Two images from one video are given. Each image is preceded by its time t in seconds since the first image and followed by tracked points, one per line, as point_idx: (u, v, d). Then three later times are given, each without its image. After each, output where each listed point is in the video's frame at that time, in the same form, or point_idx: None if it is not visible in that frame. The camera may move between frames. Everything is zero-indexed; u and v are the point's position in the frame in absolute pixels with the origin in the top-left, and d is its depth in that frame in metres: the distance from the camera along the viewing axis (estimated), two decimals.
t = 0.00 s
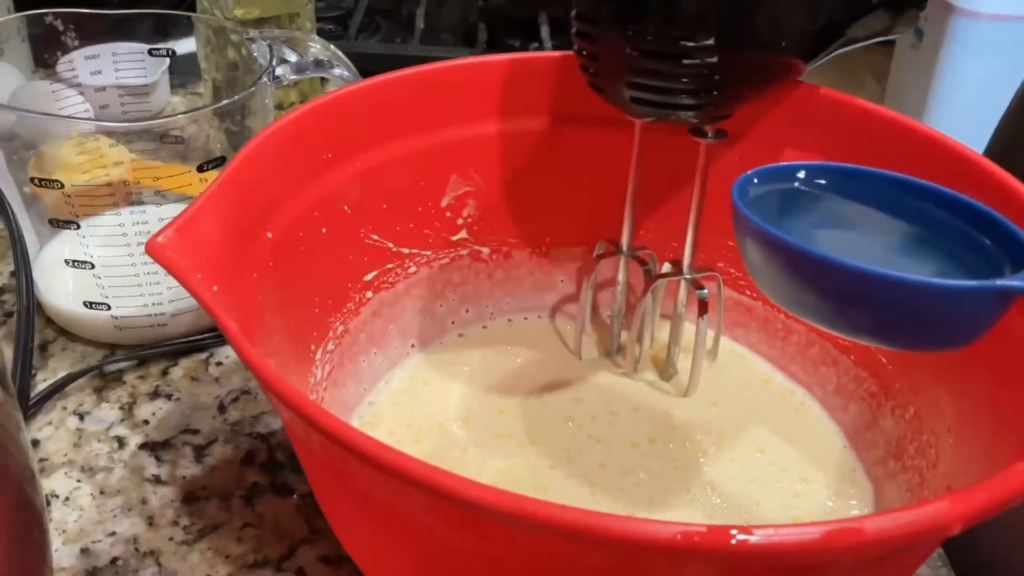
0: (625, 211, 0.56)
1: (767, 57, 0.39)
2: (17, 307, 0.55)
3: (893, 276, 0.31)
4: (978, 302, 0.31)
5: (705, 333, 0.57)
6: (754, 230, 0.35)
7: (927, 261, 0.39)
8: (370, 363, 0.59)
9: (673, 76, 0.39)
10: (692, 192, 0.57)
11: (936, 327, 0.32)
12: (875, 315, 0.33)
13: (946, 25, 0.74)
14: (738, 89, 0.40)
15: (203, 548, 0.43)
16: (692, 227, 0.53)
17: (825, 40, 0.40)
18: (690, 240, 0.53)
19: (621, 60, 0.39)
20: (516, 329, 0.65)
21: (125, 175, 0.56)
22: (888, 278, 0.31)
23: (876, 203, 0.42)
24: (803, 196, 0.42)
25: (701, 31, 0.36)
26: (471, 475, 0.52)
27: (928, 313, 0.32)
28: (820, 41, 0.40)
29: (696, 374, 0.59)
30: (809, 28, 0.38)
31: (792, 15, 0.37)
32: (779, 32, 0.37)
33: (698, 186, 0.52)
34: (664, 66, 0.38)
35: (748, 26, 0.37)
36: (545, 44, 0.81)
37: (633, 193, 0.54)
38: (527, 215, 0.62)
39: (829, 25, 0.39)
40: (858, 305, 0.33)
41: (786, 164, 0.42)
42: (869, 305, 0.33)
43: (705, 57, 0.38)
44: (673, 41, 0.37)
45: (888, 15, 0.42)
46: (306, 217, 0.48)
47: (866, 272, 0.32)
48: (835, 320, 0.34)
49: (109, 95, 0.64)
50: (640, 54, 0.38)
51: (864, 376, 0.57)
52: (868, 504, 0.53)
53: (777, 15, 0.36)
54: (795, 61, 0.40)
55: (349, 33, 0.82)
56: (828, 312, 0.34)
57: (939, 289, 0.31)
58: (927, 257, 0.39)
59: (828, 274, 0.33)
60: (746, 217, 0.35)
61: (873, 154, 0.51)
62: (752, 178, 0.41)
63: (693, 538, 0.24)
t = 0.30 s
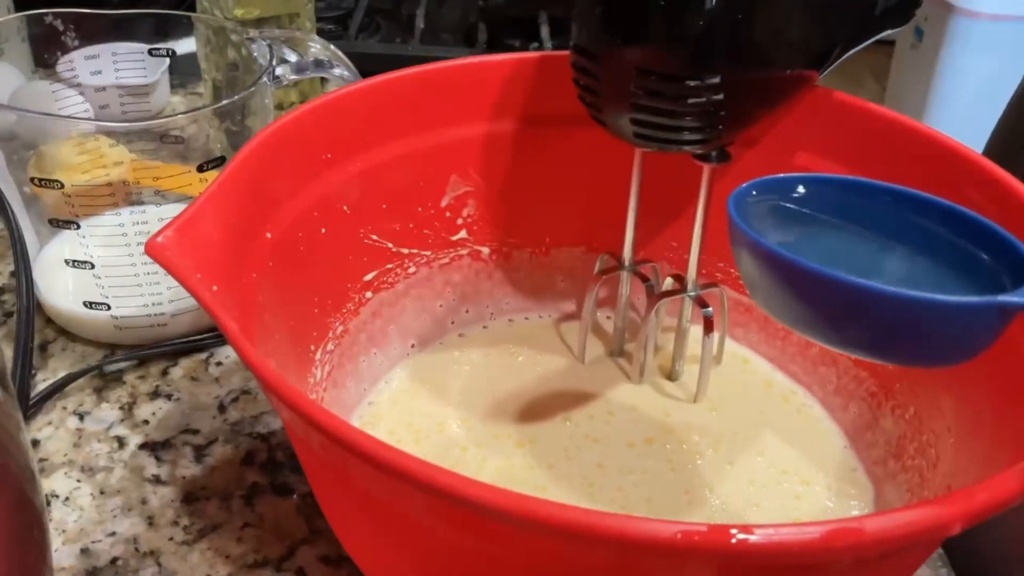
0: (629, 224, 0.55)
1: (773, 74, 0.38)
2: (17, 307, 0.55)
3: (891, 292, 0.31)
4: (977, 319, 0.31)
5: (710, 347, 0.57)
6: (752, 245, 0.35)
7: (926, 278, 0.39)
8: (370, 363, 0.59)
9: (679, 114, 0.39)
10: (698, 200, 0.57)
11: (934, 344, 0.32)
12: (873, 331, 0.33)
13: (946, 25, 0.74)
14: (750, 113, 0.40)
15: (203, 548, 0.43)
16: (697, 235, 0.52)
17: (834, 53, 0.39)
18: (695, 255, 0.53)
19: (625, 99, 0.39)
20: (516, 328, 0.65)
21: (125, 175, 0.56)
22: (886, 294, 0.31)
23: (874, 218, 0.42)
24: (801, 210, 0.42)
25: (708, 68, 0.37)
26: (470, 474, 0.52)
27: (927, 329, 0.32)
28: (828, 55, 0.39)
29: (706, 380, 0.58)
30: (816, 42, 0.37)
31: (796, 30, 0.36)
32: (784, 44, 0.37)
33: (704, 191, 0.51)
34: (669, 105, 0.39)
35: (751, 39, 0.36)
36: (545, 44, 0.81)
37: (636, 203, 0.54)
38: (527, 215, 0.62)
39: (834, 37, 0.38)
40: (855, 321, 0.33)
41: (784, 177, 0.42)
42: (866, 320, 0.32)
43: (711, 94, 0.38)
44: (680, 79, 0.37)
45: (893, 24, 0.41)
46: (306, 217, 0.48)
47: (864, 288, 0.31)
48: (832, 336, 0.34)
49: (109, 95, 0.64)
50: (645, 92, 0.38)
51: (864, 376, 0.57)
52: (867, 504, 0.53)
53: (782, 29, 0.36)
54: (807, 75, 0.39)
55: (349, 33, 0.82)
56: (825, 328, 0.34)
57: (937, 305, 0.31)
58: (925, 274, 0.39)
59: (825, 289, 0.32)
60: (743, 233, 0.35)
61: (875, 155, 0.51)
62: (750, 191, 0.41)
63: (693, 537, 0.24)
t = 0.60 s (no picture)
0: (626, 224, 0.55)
1: (781, 75, 0.38)
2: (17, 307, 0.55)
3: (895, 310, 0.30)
4: (984, 340, 0.30)
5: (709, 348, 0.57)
6: (752, 260, 0.34)
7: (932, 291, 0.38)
8: (370, 363, 0.59)
9: (677, 129, 0.39)
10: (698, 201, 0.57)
11: (940, 363, 0.31)
12: (875, 348, 0.32)
13: (946, 25, 0.74)
14: (750, 115, 0.39)
15: (203, 548, 0.43)
16: (695, 235, 0.52)
17: (835, 54, 0.39)
18: (693, 255, 0.53)
19: (623, 114, 0.39)
20: (516, 328, 0.65)
21: (125, 175, 0.57)
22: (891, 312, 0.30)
23: (879, 230, 0.41)
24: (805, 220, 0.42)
25: (707, 80, 0.37)
26: (470, 474, 0.52)
27: (932, 349, 0.31)
28: (829, 58, 0.39)
29: (704, 380, 0.58)
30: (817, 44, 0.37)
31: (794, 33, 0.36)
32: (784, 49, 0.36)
33: (701, 191, 0.51)
34: (668, 119, 0.39)
35: (750, 43, 0.36)
36: (545, 44, 0.81)
37: (633, 203, 0.54)
38: (527, 214, 0.62)
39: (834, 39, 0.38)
40: (857, 338, 0.32)
41: (785, 190, 0.42)
42: (870, 337, 0.32)
43: (710, 109, 0.38)
44: (678, 93, 0.38)
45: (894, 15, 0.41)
46: (306, 217, 0.48)
47: (867, 305, 0.31)
48: (833, 352, 0.33)
49: (109, 95, 0.64)
50: (643, 107, 0.39)
51: (864, 376, 0.57)
52: (867, 504, 0.53)
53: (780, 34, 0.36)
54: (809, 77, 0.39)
55: (349, 33, 0.82)
56: (828, 344, 0.33)
57: (944, 325, 0.30)
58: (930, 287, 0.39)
59: (827, 306, 0.32)
60: (744, 246, 0.34)
61: (875, 156, 0.51)
62: (751, 206, 0.41)
63: (693, 538, 0.24)
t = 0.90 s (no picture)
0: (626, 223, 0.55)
1: (781, 75, 0.37)
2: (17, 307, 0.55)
3: (899, 306, 0.30)
4: (988, 338, 0.30)
5: (709, 349, 0.56)
6: (754, 254, 0.34)
7: (937, 285, 0.38)
8: (370, 363, 0.59)
9: (677, 130, 0.39)
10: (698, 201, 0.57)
11: (944, 360, 0.31)
12: (878, 344, 0.32)
13: (946, 25, 0.74)
14: (749, 116, 0.40)
15: (203, 548, 0.43)
16: (695, 235, 0.52)
17: (833, 53, 0.39)
18: (693, 255, 0.53)
19: (622, 116, 0.39)
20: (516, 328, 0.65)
21: (125, 175, 0.56)
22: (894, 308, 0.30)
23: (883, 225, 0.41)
24: (809, 214, 0.42)
25: (706, 82, 0.37)
26: (470, 474, 0.52)
27: (935, 345, 0.31)
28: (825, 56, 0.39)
29: (705, 381, 0.58)
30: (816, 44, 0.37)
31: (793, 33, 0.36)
32: (784, 49, 0.36)
33: (700, 191, 0.51)
34: (668, 120, 0.39)
35: (749, 44, 0.36)
36: (545, 44, 0.81)
37: (632, 204, 0.54)
38: (527, 214, 0.62)
39: (833, 39, 0.38)
40: (861, 334, 0.32)
41: (791, 184, 0.42)
42: (873, 333, 0.32)
43: (710, 111, 0.38)
44: (678, 96, 0.38)
45: (892, 13, 0.41)
46: (306, 217, 0.48)
47: (871, 301, 0.31)
48: (837, 349, 0.33)
49: (109, 95, 0.64)
50: (643, 109, 0.39)
51: (864, 376, 0.57)
52: (868, 504, 0.53)
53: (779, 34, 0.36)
54: (808, 77, 0.39)
55: (349, 33, 0.82)
56: (830, 340, 0.33)
57: (947, 321, 0.30)
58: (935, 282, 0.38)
59: (830, 301, 0.32)
60: (746, 241, 0.34)
61: (875, 156, 0.51)
62: (754, 201, 0.41)
63: (694, 537, 0.24)
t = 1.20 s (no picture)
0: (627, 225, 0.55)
1: (780, 73, 0.38)
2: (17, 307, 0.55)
3: (905, 306, 0.30)
4: (995, 338, 0.30)
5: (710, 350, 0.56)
6: (759, 253, 0.34)
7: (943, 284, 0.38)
8: (370, 363, 0.59)
9: (676, 128, 0.39)
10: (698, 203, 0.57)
11: (952, 360, 0.31)
12: (885, 345, 0.32)
13: (947, 25, 0.73)
14: (749, 119, 0.40)
15: (203, 548, 0.43)
16: (696, 237, 0.52)
17: (831, 52, 0.39)
18: (694, 257, 0.53)
19: (621, 115, 0.39)
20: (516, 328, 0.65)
21: (125, 175, 0.57)
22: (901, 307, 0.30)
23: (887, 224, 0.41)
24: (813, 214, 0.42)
25: (705, 81, 0.37)
26: (470, 474, 0.52)
27: (942, 345, 0.31)
28: (822, 56, 0.39)
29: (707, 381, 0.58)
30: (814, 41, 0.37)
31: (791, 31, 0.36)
32: (782, 47, 0.37)
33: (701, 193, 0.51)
34: (666, 119, 0.39)
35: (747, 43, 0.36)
36: (545, 44, 0.81)
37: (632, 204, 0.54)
38: (527, 214, 0.62)
39: (832, 37, 0.38)
40: (867, 335, 0.32)
41: (796, 184, 0.42)
42: (880, 333, 0.32)
43: (708, 106, 0.38)
44: (676, 94, 0.37)
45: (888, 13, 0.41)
46: (306, 217, 0.48)
47: (876, 301, 0.31)
48: (843, 350, 0.33)
49: (109, 95, 0.64)
50: (641, 107, 0.38)
51: (864, 376, 0.57)
52: (868, 504, 0.53)
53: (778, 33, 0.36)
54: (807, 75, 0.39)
55: (349, 33, 0.82)
56: (837, 340, 0.33)
57: (954, 322, 0.30)
58: (941, 281, 0.38)
59: (836, 301, 0.32)
60: (751, 240, 0.34)
61: (876, 155, 0.51)
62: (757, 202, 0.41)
63: (694, 538, 0.24)
